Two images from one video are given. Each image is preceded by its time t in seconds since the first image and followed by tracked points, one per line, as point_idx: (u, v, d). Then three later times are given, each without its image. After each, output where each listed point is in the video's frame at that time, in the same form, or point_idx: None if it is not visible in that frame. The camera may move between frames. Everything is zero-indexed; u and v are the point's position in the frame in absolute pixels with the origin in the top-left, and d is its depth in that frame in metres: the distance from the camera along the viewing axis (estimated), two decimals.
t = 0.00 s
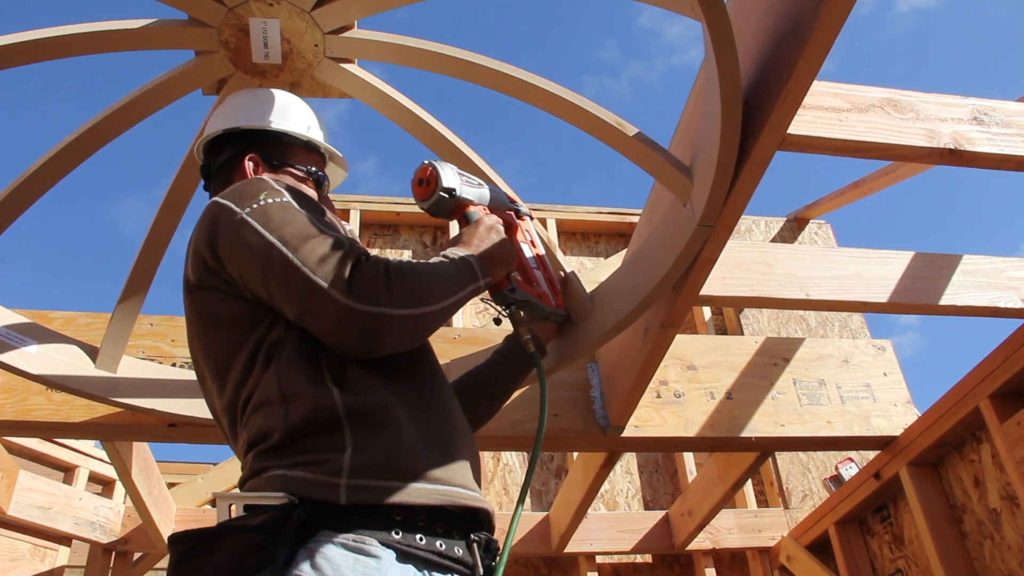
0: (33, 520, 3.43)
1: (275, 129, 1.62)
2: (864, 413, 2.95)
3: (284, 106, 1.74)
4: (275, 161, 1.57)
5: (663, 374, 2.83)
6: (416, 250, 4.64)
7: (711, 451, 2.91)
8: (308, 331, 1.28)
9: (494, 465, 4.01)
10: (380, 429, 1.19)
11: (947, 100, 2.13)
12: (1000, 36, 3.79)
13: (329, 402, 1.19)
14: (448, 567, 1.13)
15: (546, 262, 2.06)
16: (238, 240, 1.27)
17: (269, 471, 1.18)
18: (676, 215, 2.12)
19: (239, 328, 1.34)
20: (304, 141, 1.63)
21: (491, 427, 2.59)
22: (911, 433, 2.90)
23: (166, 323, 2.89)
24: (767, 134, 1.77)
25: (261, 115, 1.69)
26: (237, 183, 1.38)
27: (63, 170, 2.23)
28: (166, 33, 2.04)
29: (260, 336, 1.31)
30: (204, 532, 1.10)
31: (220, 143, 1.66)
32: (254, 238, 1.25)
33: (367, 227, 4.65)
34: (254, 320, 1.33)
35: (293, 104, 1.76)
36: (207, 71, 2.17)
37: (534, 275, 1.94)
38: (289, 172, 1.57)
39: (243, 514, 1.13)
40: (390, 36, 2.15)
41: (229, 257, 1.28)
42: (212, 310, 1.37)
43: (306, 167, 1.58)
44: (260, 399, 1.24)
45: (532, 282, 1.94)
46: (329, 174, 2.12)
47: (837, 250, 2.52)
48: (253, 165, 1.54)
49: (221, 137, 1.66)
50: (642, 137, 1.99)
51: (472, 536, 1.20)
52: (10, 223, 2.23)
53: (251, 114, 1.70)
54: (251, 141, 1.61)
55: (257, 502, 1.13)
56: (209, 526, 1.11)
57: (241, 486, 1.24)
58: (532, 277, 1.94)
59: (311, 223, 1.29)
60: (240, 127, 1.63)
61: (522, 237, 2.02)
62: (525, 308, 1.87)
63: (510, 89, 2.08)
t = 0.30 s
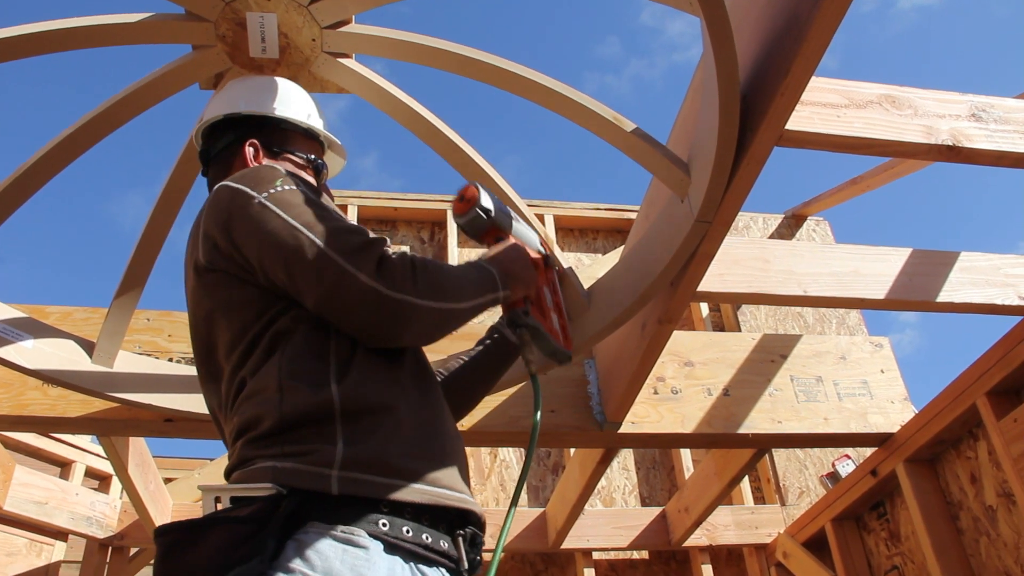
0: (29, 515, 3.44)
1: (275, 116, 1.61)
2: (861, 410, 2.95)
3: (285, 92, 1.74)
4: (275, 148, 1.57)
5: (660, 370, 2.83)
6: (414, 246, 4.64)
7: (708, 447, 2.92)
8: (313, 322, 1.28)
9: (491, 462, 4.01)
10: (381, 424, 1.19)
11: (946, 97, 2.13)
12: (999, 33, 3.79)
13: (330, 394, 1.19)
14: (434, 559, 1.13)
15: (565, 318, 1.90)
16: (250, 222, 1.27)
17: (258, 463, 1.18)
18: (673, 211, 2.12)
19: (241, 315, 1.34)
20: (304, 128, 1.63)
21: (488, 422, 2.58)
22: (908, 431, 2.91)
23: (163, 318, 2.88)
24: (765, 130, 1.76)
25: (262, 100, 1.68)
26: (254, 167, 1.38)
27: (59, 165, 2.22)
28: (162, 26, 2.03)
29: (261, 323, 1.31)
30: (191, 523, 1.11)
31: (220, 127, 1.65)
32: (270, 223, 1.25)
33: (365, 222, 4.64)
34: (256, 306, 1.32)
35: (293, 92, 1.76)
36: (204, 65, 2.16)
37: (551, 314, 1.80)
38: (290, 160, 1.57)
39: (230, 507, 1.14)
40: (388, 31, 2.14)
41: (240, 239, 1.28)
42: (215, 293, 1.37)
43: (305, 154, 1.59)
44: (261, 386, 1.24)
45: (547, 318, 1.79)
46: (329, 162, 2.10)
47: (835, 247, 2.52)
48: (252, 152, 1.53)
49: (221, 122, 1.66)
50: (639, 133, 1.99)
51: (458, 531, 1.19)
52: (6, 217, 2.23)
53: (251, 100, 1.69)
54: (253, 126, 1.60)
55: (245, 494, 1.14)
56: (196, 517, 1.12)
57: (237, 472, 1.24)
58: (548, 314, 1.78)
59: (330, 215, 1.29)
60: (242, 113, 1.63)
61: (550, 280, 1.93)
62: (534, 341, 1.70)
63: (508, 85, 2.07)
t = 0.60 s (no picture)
0: (13, 506, 3.53)
1: (282, 106, 1.59)
2: (848, 400, 2.96)
3: (292, 85, 1.73)
4: (281, 139, 1.55)
5: (647, 360, 2.83)
6: (402, 237, 4.63)
7: (695, 437, 2.92)
8: (327, 322, 1.28)
9: (478, 452, 4.01)
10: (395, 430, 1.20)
11: (933, 87, 2.13)
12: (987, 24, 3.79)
13: (347, 395, 1.19)
14: (436, 561, 1.12)
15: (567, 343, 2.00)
16: (279, 216, 1.26)
17: (268, 458, 1.16)
18: (661, 199, 2.11)
19: (252, 308, 1.32)
20: (312, 122, 1.61)
21: (476, 412, 2.58)
22: (895, 421, 2.92)
23: (148, 308, 2.86)
24: (752, 119, 1.75)
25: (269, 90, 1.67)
26: (281, 162, 1.38)
27: (42, 152, 2.20)
28: (146, 12, 2.00)
29: (273, 318, 1.30)
30: (202, 517, 1.06)
31: (227, 116, 1.62)
32: (301, 221, 1.25)
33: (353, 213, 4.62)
34: (269, 301, 1.31)
35: (300, 83, 1.74)
36: (188, 52, 2.13)
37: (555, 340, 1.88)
38: (296, 152, 1.55)
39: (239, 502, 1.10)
40: (375, 18, 2.12)
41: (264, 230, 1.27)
42: (227, 282, 1.35)
43: (311, 147, 1.57)
44: (276, 383, 1.22)
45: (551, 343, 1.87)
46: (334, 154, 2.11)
47: (822, 237, 2.52)
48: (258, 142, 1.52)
49: (228, 111, 1.63)
50: (627, 122, 1.98)
51: (457, 534, 1.19)
52: None
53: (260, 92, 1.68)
54: (261, 117, 1.58)
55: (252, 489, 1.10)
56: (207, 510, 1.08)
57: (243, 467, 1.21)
58: (552, 340, 1.87)
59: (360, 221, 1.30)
60: (250, 102, 1.61)
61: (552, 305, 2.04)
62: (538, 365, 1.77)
63: (495, 73, 2.06)
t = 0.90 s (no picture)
0: (5, 495, 3.53)
1: (301, 102, 1.58)
2: (841, 393, 2.96)
3: (312, 79, 1.71)
4: (298, 135, 1.53)
5: (641, 352, 2.83)
6: (397, 227, 4.62)
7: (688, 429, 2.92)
8: (335, 325, 1.26)
9: (472, 443, 4.01)
10: (407, 433, 1.19)
11: (928, 78, 2.12)
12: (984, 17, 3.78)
13: (362, 395, 1.17)
14: (444, 561, 1.12)
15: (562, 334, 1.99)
16: (293, 215, 1.24)
17: (283, 455, 1.14)
18: (654, 189, 2.10)
19: (259, 306, 1.29)
20: (330, 121, 1.59)
21: (469, 402, 2.57)
22: (888, 414, 2.92)
23: (140, 296, 2.85)
24: (746, 108, 1.74)
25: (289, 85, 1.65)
26: (291, 160, 1.36)
27: (32, 138, 2.18)
28: None
29: (281, 316, 1.27)
30: (224, 509, 1.09)
31: (245, 107, 1.59)
32: (314, 221, 1.22)
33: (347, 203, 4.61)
34: (277, 299, 1.28)
35: (319, 79, 1.72)
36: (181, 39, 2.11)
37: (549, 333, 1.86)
38: (313, 150, 1.53)
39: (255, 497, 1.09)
40: (369, 5, 2.10)
41: (278, 228, 1.24)
42: (234, 280, 1.32)
43: (327, 145, 1.55)
44: (283, 384, 1.19)
45: (545, 335, 1.84)
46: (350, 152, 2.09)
47: (817, 228, 2.52)
48: (274, 138, 1.50)
49: (247, 103, 1.60)
50: (620, 110, 1.96)
51: (462, 535, 1.19)
52: None
53: (279, 86, 1.66)
54: (281, 114, 1.56)
55: (266, 486, 1.09)
56: (227, 504, 1.10)
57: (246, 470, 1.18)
58: (547, 331, 1.84)
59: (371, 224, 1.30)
60: (270, 97, 1.59)
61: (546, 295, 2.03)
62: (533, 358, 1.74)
63: (491, 61, 2.04)
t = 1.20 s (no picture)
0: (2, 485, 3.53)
1: (299, 89, 1.57)
2: (840, 392, 2.96)
3: (311, 67, 1.70)
4: (295, 120, 1.52)
5: (640, 349, 2.82)
6: (397, 222, 4.62)
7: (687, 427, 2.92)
8: (321, 321, 1.23)
9: (469, 438, 4.01)
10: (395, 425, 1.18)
11: (932, 77, 2.11)
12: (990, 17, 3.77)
13: (350, 388, 1.16)
14: (430, 546, 1.13)
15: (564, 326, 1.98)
16: (280, 209, 1.22)
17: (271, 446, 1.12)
18: (655, 185, 2.10)
19: (244, 301, 1.26)
20: (327, 108, 1.59)
21: (468, 397, 2.57)
22: (886, 414, 2.92)
23: (139, 288, 2.84)
24: (748, 106, 1.74)
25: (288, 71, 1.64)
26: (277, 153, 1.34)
27: (32, 127, 2.17)
28: None
29: (267, 312, 1.24)
30: (217, 497, 1.08)
31: (242, 91, 1.58)
32: (302, 216, 1.21)
33: (347, 197, 4.60)
34: (262, 294, 1.26)
35: (320, 70, 1.73)
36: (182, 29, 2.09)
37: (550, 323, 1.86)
38: (309, 136, 1.52)
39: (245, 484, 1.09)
40: None
41: (263, 222, 1.22)
42: (219, 275, 1.29)
43: (324, 132, 1.55)
44: (269, 379, 1.17)
45: (546, 326, 1.84)
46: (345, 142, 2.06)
47: (818, 227, 2.51)
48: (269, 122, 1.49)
49: (243, 89, 1.59)
50: (622, 106, 1.96)
51: (446, 522, 1.19)
52: None
53: (278, 71, 1.65)
54: (278, 99, 1.55)
55: (256, 474, 1.08)
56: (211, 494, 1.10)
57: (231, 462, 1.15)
58: (547, 323, 1.84)
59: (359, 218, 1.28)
60: (268, 81, 1.58)
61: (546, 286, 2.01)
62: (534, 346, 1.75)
63: (493, 56, 2.03)
